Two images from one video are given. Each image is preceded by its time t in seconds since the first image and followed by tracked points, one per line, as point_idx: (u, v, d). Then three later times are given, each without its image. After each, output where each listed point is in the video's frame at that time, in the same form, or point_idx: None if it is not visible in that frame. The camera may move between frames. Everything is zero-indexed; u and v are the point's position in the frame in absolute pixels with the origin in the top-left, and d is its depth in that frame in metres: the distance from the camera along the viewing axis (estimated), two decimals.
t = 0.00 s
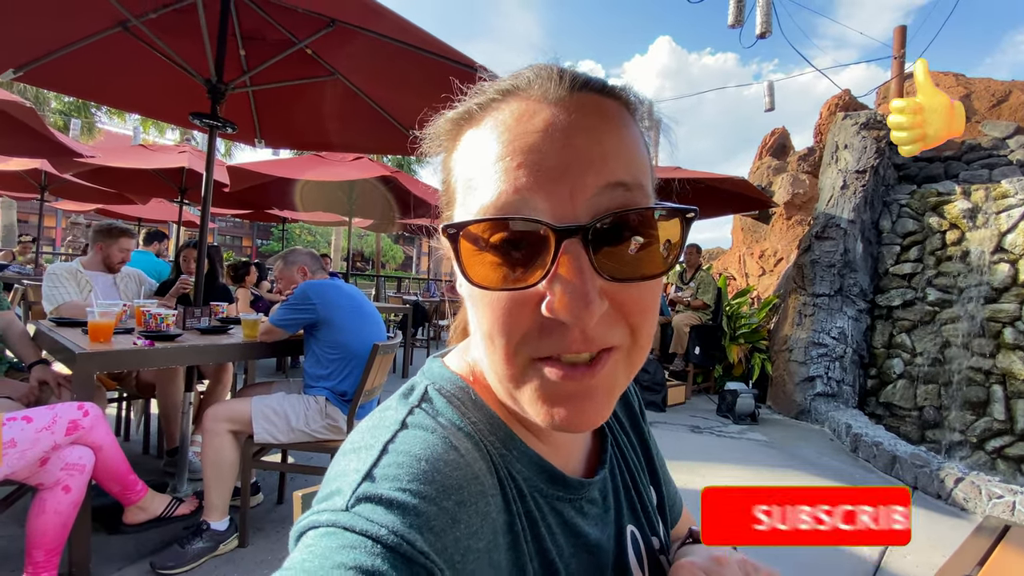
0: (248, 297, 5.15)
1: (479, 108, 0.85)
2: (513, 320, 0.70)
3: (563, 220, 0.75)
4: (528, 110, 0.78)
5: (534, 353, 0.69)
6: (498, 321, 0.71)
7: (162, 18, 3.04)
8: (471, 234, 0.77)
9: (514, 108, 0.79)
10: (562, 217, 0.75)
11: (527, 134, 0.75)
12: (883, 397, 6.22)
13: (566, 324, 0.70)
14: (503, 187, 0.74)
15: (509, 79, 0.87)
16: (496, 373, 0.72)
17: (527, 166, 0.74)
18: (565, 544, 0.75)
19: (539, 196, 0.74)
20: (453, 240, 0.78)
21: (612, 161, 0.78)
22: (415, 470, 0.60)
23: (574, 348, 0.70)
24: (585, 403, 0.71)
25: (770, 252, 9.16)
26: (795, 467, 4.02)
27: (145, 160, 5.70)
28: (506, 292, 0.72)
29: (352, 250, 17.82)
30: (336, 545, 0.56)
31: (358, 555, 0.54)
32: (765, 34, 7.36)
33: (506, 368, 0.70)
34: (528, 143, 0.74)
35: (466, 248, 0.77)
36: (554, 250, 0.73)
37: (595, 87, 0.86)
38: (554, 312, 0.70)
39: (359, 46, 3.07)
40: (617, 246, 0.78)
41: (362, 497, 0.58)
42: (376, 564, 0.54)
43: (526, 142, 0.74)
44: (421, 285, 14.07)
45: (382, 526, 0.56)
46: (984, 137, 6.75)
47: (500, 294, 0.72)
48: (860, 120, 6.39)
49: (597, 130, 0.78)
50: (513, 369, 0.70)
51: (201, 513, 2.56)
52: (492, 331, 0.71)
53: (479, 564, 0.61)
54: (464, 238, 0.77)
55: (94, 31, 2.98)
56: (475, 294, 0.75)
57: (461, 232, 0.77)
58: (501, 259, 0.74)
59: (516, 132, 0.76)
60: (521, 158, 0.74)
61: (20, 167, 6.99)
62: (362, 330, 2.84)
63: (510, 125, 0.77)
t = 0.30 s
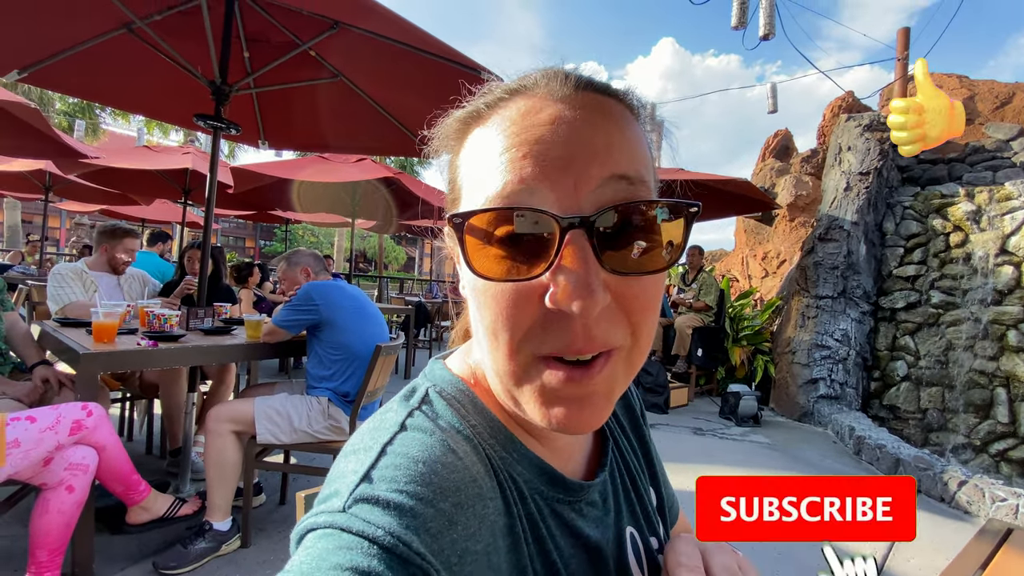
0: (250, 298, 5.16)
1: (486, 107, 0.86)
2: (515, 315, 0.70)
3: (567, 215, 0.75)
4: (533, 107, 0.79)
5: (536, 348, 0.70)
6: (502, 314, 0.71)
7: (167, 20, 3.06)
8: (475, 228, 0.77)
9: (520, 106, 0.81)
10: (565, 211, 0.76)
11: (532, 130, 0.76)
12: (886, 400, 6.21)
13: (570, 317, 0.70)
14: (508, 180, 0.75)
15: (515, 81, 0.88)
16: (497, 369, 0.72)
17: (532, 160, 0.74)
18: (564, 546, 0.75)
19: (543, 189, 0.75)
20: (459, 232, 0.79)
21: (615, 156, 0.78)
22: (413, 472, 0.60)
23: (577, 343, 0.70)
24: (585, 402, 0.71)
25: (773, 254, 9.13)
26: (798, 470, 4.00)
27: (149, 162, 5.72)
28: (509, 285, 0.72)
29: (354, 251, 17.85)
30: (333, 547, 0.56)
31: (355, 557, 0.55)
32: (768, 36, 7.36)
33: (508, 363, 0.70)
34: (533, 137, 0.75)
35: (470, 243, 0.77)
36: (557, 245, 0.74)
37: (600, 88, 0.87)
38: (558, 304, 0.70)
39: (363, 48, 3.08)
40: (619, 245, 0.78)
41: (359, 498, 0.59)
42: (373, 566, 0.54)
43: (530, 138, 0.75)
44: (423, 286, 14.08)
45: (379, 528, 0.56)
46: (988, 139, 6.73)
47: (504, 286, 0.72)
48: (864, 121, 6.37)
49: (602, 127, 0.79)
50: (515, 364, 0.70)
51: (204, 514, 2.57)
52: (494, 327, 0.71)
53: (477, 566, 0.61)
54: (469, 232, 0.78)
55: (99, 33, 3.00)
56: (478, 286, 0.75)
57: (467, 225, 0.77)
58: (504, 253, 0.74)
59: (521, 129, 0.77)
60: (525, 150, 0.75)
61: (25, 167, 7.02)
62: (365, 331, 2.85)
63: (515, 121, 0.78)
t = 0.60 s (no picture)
0: (253, 299, 5.18)
1: (483, 111, 0.86)
2: (513, 317, 0.71)
3: (563, 217, 0.75)
4: (530, 111, 0.80)
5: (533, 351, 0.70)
6: (498, 316, 0.71)
7: (170, 22, 3.07)
8: (473, 232, 0.78)
9: (516, 110, 0.81)
10: (562, 214, 0.76)
11: (529, 132, 0.77)
12: (888, 402, 6.22)
13: (567, 319, 0.71)
14: (504, 184, 0.75)
15: (513, 84, 0.89)
16: (495, 371, 0.73)
17: (528, 163, 0.75)
18: (563, 548, 0.75)
19: (540, 193, 0.75)
20: (456, 236, 0.79)
21: (611, 159, 0.79)
22: (414, 475, 0.60)
23: (573, 345, 0.70)
24: (584, 404, 0.71)
25: (775, 255, 9.12)
26: (800, 471, 3.99)
27: (153, 163, 5.75)
28: (506, 288, 0.72)
29: (356, 252, 17.90)
30: (334, 551, 0.56)
31: (356, 560, 0.54)
32: (771, 37, 7.36)
33: (506, 366, 0.70)
34: (529, 142, 0.76)
35: (468, 247, 0.78)
36: (554, 248, 0.74)
37: (596, 92, 0.88)
38: (553, 307, 0.71)
39: (366, 50, 3.08)
40: (617, 248, 0.78)
41: (361, 501, 0.59)
42: (375, 568, 0.54)
43: (527, 141, 0.76)
44: (425, 287, 14.09)
45: (380, 530, 0.56)
46: (991, 140, 6.71)
47: (501, 290, 0.72)
48: (866, 122, 6.35)
49: (598, 131, 0.80)
50: (513, 366, 0.71)
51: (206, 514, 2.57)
52: (492, 329, 0.72)
53: (479, 568, 0.61)
54: (466, 236, 0.78)
55: (102, 34, 3.02)
56: (476, 289, 0.76)
57: (464, 229, 0.78)
58: (502, 256, 0.74)
59: (517, 133, 0.77)
60: (521, 155, 0.75)
61: (29, 168, 7.05)
62: (367, 332, 2.85)
63: (512, 125, 0.78)
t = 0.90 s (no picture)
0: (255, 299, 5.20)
1: (481, 115, 0.87)
2: (509, 319, 0.71)
3: (558, 220, 0.76)
4: (526, 115, 0.80)
5: (529, 352, 0.70)
6: (495, 318, 0.72)
7: (173, 23, 3.08)
8: (470, 235, 0.78)
9: (513, 114, 0.82)
10: (557, 217, 0.76)
11: (525, 137, 0.77)
12: (891, 403, 6.21)
13: (563, 321, 0.71)
14: (501, 188, 0.76)
15: (510, 89, 0.89)
16: (492, 372, 0.73)
17: (525, 167, 0.75)
18: (561, 546, 0.75)
19: (536, 196, 0.75)
20: (454, 240, 0.80)
21: (607, 163, 0.79)
22: (412, 474, 0.61)
23: (570, 346, 0.71)
24: (581, 404, 0.71)
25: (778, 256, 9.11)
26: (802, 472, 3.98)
27: (156, 163, 5.77)
28: (503, 291, 0.73)
29: (358, 253, 17.95)
30: (331, 549, 0.56)
31: (353, 558, 0.55)
32: (773, 38, 7.35)
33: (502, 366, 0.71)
34: (525, 147, 0.76)
35: (465, 250, 0.78)
36: (550, 250, 0.74)
37: (594, 96, 0.88)
38: (549, 308, 0.71)
39: (368, 51, 3.09)
40: (613, 250, 0.78)
41: (358, 500, 0.59)
42: (371, 567, 0.54)
43: (524, 145, 0.76)
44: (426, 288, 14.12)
45: (377, 529, 0.56)
46: (995, 141, 6.69)
47: (498, 292, 0.73)
48: (869, 123, 6.33)
49: (594, 135, 0.80)
50: (509, 367, 0.71)
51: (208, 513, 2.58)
52: (489, 331, 0.72)
53: (475, 567, 0.61)
54: (463, 239, 0.78)
55: (106, 36, 3.03)
56: (474, 292, 0.76)
57: (461, 233, 0.78)
58: (500, 258, 0.75)
59: (514, 137, 0.77)
60: (518, 159, 0.75)
61: (33, 168, 7.09)
62: (369, 332, 2.86)
63: (509, 129, 0.79)
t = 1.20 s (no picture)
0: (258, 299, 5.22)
1: (484, 123, 0.88)
2: (511, 324, 0.72)
3: (559, 227, 0.76)
4: (528, 124, 0.81)
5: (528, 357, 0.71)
6: (496, 323, 0.73)
7: (175, 25, 3.10)
8: (473, 241, 0.78)
9: (515, 123, 0.82)
10: (558, 223, 0.76)
11: (527, 146, 0.78)
12: (893, 404, 6.22)
13: (563, 326, 0.71)
14: (504, 196, 0.76)
15: (512, 97, 0.90)
16: (494, 376, 0.74)
17: (527, 176, 0.76)
18: (561, 546, 0.76)
19: (537, 203, 0.76)
20: (456, 246, 0.80)
21: (607, 171, 0.79)
22: (413, 475, 0.61)
23: (569, 350, 0.71)
24: (580, 407, 0.72)
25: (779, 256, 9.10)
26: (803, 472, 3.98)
27: (158, 164, 5.79)
28: (504, 296, 0.74)
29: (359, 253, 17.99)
30: (336, 548, 0.57)
31: (356, 558, 0.56)
32: (774, 38, 7.36)
33: (503, 370, 0.71)
34: (526, 156, 0.77)
35: (469, 255, 0.79)
36: (551, 257, 0.75)
37: (595, 105, 0.89)
38: (549, 314, 0.72)
39: (370, 52, 3.10)
40: (613, 255, 0.79)
41: (361, 501, 0.60)
42: (375, 567, 0.55)
43: (526, 155, 0.77)
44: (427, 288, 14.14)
45: (379, 529, 0.57)
46: (997, 141, 6.68)
47: (498, 297, 0.74)
48: (871, 123, 6.32)
49: (596, 144, 0.80)
50: (510, 370, 0.72)
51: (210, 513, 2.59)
52: (491, 336, 0.73)
53: (476, 567, 0.61)
54: (467, 245, 0.79)
55: (109, 38, 3.05)
56: (476, 297, 0.77)
57: (464, 238, 0.79)
58: (502, 264, 0.75)
59: (516, 146, 0.78)
60: (520, 168, 0.76)
61: (36, 169, 7.11)
62: (371, 333, 2.86)
63: (512, 138, 0.79)
